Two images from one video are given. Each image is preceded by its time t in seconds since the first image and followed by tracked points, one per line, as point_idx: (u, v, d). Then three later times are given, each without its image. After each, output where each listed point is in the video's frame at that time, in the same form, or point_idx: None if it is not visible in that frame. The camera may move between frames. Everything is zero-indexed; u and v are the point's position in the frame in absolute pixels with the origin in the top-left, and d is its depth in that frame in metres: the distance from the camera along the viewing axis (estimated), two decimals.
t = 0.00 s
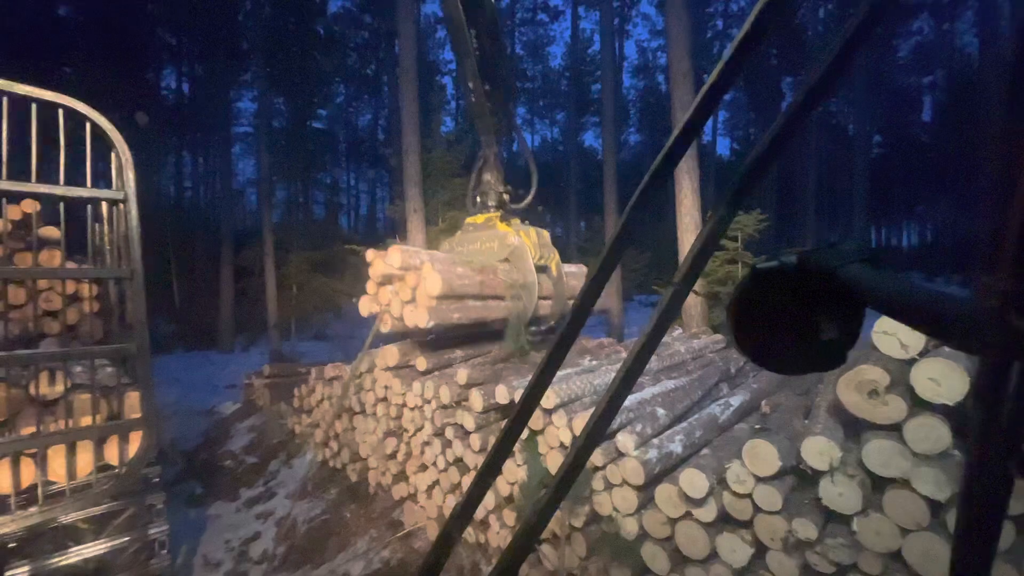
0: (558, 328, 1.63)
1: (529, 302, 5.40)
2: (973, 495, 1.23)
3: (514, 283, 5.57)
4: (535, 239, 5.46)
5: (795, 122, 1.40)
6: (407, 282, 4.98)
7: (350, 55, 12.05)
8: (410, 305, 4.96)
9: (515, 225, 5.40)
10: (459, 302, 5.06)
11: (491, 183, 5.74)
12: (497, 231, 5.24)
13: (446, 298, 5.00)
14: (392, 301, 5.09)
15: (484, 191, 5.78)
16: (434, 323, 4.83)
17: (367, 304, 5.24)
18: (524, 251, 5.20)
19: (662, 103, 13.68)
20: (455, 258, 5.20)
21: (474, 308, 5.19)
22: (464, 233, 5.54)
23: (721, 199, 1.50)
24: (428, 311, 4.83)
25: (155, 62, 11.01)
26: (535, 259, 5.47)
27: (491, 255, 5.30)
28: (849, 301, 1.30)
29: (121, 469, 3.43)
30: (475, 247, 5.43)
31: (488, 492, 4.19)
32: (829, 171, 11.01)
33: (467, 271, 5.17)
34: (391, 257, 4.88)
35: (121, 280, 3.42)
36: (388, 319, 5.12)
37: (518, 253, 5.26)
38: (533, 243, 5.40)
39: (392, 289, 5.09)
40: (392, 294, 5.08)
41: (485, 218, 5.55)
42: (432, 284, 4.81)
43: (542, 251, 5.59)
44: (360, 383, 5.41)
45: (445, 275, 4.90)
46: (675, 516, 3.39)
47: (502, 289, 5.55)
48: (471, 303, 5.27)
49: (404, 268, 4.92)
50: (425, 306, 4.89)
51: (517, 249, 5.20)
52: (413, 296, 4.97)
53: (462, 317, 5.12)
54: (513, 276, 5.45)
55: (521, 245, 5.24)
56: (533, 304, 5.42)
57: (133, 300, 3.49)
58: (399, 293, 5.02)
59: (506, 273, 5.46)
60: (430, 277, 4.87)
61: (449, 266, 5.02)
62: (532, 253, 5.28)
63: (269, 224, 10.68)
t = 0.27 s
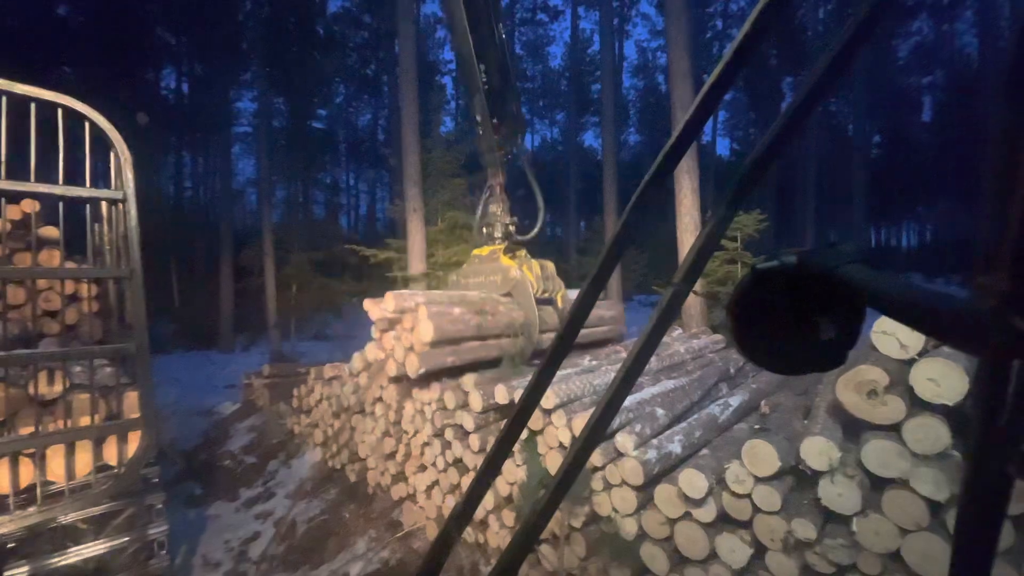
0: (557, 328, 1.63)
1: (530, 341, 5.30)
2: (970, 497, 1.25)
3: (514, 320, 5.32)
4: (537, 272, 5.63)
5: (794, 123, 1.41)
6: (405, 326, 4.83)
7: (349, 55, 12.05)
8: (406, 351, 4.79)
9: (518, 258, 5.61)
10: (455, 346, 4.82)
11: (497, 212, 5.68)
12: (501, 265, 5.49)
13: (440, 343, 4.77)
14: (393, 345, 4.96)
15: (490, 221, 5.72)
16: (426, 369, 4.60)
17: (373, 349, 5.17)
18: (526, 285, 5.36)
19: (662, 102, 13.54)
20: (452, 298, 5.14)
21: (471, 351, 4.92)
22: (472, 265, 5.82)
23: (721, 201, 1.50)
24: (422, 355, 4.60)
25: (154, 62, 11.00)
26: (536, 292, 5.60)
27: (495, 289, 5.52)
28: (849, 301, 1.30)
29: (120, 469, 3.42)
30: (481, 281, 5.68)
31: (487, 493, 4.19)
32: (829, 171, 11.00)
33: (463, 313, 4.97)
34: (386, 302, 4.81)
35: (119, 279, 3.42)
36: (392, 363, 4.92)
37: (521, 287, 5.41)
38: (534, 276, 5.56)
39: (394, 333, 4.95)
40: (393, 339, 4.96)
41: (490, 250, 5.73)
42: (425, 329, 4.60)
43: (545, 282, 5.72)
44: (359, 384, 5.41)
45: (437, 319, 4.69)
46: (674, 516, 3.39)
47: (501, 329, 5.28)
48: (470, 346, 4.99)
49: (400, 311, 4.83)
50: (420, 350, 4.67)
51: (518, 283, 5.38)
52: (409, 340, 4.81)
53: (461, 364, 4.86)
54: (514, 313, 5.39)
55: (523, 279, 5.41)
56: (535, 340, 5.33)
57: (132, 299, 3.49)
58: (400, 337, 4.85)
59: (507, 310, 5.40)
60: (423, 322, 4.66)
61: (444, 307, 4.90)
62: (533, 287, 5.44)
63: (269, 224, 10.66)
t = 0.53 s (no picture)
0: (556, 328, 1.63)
1: (530, 342, 5.22)
2: (969, 500, 1.24)
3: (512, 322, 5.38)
4: (536, 273, 5.61)
5: (793, 123, 1.40)
6: (406, 331, 4.91)
7: (348, 55, 12.05)
8: (408, 355, 4.84)
9: (518, 261, 5.61)
10: (456, 350, 4.93)
11: (495, 216, 5.75)
12: (501, 267, 5.47)
13: (440, 347, 4.87)
14: (397, 351, 4.98)
15: (488, 224, 5.80)
16: (427, 373, 4.68)
17: (373, 357, 5.17)
18: (525, 285, 5.28)
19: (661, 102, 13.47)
20: (453, 302, 5.32)
21: (472, 354, 5.05)
22: (472, 270, 5.82)
23: (718, 200, 1.50)
24: (423, 359, 4.68)
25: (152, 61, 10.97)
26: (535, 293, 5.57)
27: (495, 292, 5.52)
28: (845, 302, 1.30)
29: (116, 469, 3.39)
30: (481, 285, 5.65)
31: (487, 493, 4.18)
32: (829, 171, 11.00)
33: (463, 316, 5.12)
34: (386, 308, 4.94)
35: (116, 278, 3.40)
36: (393, 369, 4.93)
37: (519, 287, 5.33)
38: (534, 277, 5.54)
39: (396, 339, 5.01)
40: (397, 345, 4.99)
41: (489, 253, 5.70)
42: (425, 333, 4.72)
43: (546, 285, 5.68)
44: (358, 383, 5.40)
45: (438, 323, 4.82)
46: (673, 516, 3.38)
47: (501, 331, 5.42)
48: (470, 349, 5.10)
49: (401, 315, 4.96)
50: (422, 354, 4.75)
51: (518, 284, 5.33)
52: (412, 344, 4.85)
53: (463, 366, 4.97)
54: (515, 315, 5.37)
55: (523, 280, 5.35)
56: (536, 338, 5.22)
57: (129, 299, 3.47)
58: (402, 343, 4.92)
59: (507, 313, 5.43)
60: (425, 326, 4.77)
61: (445, 311, 5.04)
62: (533, 288, 5.36)
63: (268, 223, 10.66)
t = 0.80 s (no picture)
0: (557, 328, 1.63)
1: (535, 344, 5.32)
2: (971, 500, 1.24)
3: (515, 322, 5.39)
4: (537, 274, 5.64)
5: (793, 123, 1.40)
6: (414, 333, 4.80)
7: (348, 55, 12.07)
8: (417, 357, 4.73)
9: (518, 263, 5.65)
10: (467, 351, 4.82)
11: (492, 220, 5.76)
12: (501, 270, 5.51)
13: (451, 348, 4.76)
14: (403, 354, 4.88)
15: (486, 228, 5.80)
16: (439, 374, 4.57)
17: (378, 362, 5.01)
18: (528, 288, 5.34)
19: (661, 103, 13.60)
20: (459, 304, 5.22)
21: (482, 355, 4.93)
22: (471, 273, 5.81)
23: (719, 200, 1.50)
24: (435, 360, 4.57)
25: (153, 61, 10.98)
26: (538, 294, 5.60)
27: (497, 294, 5.53)
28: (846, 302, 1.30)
29: (118, 469, 3.40)
30: (481, 288, 5.67)
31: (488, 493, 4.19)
32: (830, 170, 11.00)
33: (472, 318, 5.03)
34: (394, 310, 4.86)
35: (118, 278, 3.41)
36: (400, 372, 4.84)
37: (522, 291, 5.39)
38: (535, 279, 5.57)
39: (402, 342, 4.91)
40: (403, 348, 4.89)
41: (488, 257, 5.74)
42: (437, 334, 4.62)
43: (546, 285, 5.71)
44: (358, 383, 5.40)
45: (449, 323, 4.73)
46: (674, 516, 3.38)
47: (507, 331, 5.28)
48: (480, 350, 4.99)
49: (409, 317, 4.85)
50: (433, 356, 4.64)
51: (520, 286, 5.38)
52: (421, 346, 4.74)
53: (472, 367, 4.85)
54: (518, 316, 5.40)
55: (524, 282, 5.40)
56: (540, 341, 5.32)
57: (131, 299, 3.48)
58: (410, 345, 4.80)
59: (511, 314, 5.41)
60: (435, 327, 4.68)
61: (453, 312, 4.96)
62: (534, 290, 5.41)
63: (269, 223, 10.67)
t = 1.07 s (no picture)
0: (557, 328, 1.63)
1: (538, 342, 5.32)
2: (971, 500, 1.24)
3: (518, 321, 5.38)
4: (535, 275, 5.64)
5: (793, 123, 1.40)
6: (418, 334, 4.83)
7: (348, 55, 12.07)
8: (422, 360, 4.75)
9: (515, 264, 5.66)
10: (473, 349, 4.83)
11: (487, 223, 5.70)
12: (499, 272, 5.51)
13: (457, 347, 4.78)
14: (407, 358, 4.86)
15: (480, 231, 5.75)
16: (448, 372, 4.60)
17: (380, 366, 4.99)
18: (526, 288, 5.36)
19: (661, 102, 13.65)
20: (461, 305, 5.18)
21: (487, 354, 4.95)
22: (467, 277, 5.78)
23: (719, 200, 1.50)
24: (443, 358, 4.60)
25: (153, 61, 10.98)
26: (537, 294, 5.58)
27: (495, 297, 5.48)
28: (846, 301, 1.30)
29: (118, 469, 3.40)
30: (479, 291, 5.62)
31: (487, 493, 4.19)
32: (831, 170, 10.99)
33: (475, 318, 5.03)
34: (398, 313, 4.83)
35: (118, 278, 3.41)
36: (404, 376, 4.81)
37: (520, 292, 5.40)
38: (534, 279, 5.56)
39: (405, 345, 4.91)
40: (406, 351, 4.88)
41: (484, 259, 5.75)
42: (443, 334, 4.63)
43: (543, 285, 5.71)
44: (358, 383, 5.40)
45: (454, 323, 4.75)
46: (674, 516, 3.38)
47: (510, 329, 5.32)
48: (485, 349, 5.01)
49: (413, 320, 4.84)
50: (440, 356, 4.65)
51: (518, 287, 5.39)
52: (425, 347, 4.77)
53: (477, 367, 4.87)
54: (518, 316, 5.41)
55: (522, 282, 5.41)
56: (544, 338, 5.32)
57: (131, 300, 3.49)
58: (414, 347, 4.82)
59: (511, 314, 5.40)
60: (442, 325, 4.70)
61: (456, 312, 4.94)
62: (534, 290, 5.43)
63: (269, 223, 10.67)
